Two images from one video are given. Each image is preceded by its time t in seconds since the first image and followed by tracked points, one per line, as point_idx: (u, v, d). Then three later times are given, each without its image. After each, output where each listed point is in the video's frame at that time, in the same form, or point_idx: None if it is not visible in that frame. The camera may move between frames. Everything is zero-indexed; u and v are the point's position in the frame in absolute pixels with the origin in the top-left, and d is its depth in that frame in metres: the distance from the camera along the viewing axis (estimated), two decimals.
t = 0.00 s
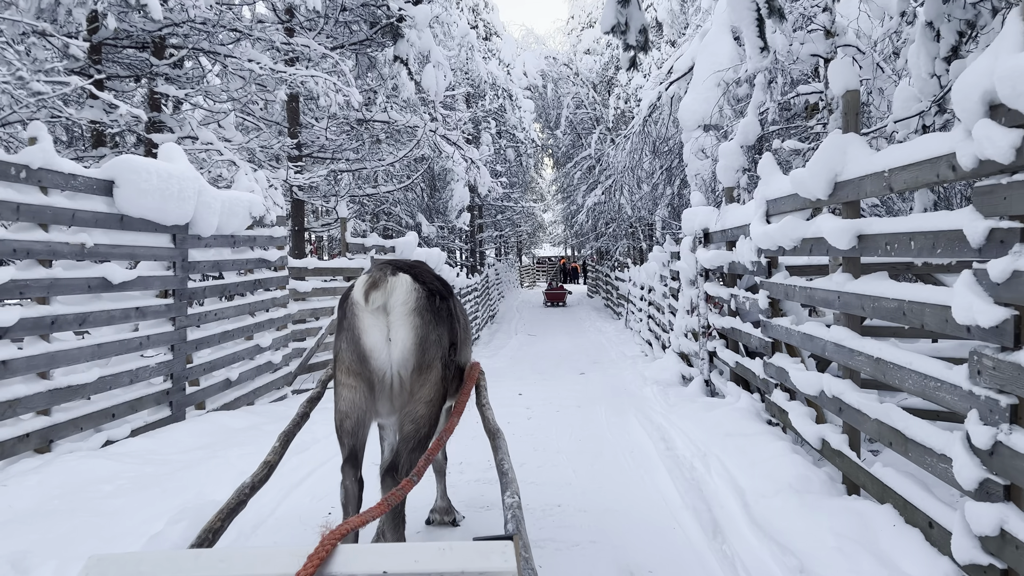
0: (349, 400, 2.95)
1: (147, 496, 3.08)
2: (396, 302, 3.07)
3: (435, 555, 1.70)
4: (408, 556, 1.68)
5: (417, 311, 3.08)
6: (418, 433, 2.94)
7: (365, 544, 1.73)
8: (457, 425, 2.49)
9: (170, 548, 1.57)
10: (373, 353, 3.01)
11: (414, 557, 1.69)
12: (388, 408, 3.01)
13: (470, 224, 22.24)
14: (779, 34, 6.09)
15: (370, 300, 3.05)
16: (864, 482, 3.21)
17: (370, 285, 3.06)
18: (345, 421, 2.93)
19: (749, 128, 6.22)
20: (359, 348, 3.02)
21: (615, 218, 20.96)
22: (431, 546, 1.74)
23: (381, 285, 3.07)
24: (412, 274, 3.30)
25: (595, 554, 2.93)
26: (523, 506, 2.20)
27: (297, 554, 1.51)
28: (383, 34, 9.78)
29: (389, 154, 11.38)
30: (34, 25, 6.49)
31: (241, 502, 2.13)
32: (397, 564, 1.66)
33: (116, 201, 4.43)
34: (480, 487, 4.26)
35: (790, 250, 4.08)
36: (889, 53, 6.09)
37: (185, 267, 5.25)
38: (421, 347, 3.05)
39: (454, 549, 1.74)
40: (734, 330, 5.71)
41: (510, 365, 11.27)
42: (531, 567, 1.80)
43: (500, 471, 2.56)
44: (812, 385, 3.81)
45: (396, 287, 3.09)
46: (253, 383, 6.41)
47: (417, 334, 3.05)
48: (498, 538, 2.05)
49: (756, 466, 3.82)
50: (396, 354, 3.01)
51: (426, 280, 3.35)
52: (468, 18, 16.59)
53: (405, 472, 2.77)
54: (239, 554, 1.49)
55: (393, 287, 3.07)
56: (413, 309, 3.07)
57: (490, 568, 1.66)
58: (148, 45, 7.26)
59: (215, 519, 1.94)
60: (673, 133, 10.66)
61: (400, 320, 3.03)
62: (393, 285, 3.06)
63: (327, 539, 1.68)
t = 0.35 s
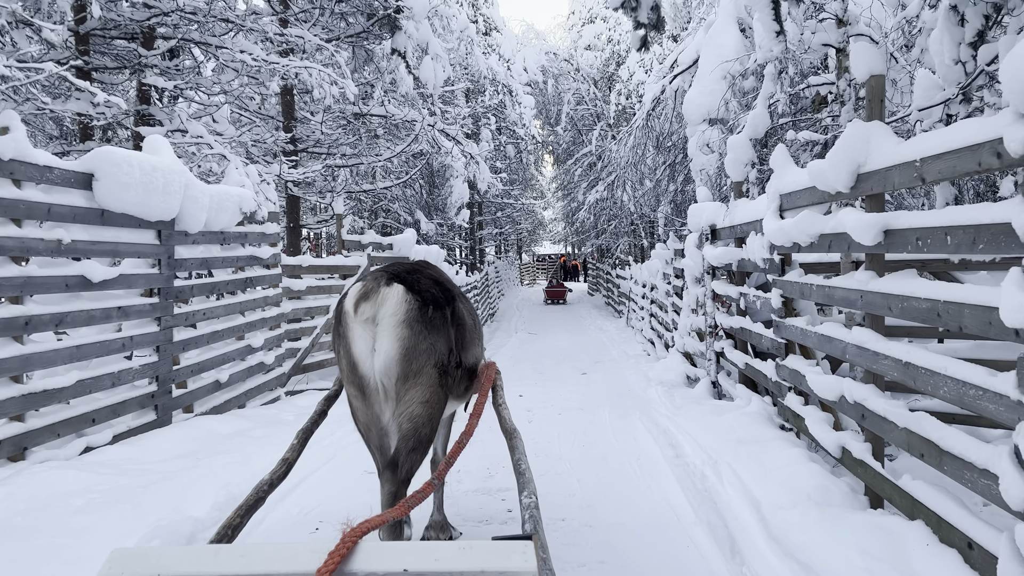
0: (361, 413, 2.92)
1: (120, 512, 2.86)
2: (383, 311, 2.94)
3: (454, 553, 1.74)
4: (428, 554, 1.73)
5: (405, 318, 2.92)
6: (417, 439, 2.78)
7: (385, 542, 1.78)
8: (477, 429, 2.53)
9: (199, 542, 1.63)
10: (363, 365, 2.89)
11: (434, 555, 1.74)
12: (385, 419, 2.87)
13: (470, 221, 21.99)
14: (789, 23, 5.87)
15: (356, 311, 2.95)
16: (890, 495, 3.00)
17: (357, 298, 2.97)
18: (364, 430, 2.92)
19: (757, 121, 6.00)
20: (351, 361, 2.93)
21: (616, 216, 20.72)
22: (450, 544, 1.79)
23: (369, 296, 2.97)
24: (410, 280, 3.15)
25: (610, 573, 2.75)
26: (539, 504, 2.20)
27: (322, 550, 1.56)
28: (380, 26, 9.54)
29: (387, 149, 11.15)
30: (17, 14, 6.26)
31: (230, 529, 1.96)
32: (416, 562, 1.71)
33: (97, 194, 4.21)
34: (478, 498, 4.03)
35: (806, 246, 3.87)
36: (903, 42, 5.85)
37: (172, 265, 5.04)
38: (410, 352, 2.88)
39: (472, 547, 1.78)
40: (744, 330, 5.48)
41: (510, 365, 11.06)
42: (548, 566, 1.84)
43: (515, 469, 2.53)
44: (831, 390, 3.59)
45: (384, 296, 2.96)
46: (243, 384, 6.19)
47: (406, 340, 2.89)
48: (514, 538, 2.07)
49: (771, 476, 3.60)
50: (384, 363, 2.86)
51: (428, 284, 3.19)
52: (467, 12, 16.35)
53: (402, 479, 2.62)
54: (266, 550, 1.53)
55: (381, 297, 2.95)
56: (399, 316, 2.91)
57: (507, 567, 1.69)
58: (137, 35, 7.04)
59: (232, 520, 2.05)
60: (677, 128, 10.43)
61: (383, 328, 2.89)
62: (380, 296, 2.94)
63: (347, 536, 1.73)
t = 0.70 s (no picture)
0: (353, 404, 2.86)
1: (88, 530, 2.64)
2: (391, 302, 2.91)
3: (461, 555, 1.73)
4: (433, 557, 1.72)
5: (412, 311, 2.89)
6: (416, 438, 2.78)
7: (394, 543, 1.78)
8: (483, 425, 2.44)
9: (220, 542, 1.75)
10: (363, 353, 2.85)
11: (442, 558, 1.72)
12: (382, 413, 2.84)
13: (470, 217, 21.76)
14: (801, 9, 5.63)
15: (365, 300, 2.91)
16: (919, 509, 2.78)
17: (367, 286, 2.93)
18: (356, 425, 2.87)
19: (768, 112, 5.77)
20: (350, 349, 2.88)
21: (618, 212, 20.50)
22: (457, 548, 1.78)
23: (379, 285, 2.93)
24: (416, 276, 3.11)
25: None
26: (545, 510, 2.12)
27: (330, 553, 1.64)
28: (376, 17, 9.30)
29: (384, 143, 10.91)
30: None
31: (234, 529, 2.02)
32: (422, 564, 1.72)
33: (73, 188, 3.98)
34: (475, 508, 3.82)
35: (825, 242, 3.64)
36: (920, 30, 5.61)
37: (156, 262, 4.81)
38: (414, 347, 2.85)
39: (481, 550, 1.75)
40: (753, 328, 5.26)
41: (510, 363, 10.83)
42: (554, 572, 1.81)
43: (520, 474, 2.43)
44: (852, 395, 3.37)
45: (393, 288, 2.93)
46: (233, 385, 5.97)
47: (409, 334, 2.86)
48: (521, 543, 2.02)
49: (789, 487, 3.38)
50: (386, 354, 2.82)
51: (432, 281, 3.16)
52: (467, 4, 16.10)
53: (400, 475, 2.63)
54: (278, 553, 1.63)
55: (390, 289, 2.92)
56: (405, 310, 2.88)
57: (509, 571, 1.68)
58: (123, 23, 6.79)
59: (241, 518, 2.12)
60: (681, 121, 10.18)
61: (390, 320, 2.86)
62: (390, 287, 2.91)
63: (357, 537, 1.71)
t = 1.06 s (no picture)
0: (349, 396, 2.96)
1: (44, 548, 2.40)
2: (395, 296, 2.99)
3: (452, 551, 1.56)
4: (422, 554, 1.53)
5: (417, 305, 3.02)
6: (424, 427, 3.02)
7: (376, 541, 1.61)
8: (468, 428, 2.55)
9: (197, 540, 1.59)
10: (372, 348, 2.97)
11: (428, 555, 1.53)
12: (389, 402, 3.04)
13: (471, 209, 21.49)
14: None
15: (369, 295, 2.96)
16: (958, 523, 2.54)
17: (369, 280, 2.96)
18: (349, 415, 2.96)
19: (780, 96, 5.51)
20: (356, 343, 2.98)
21: (622, 203, 20.22)
22: (444, 546, 1.58)
23: (381, 279, 2.96)
24: (408, 260, 3.20)
25: None
26: (530, 509, 2.08)
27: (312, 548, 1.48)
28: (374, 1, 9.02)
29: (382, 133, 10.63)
30: None
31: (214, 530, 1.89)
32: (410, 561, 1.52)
33: (43, 175, 3.71)
34: (473, 518, 3.57)
35: (848, 231, 3.38)
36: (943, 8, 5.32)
37: (138, 254, 4.55)
38: (421, 340, 3.03)
39: (472, 546, 1.59)
40: (766, 323, 5.01)
41: (513, 358, 10.58)
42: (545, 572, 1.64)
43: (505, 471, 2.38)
44: (880, 396, 3.11)
45: (395, 280, 2.99)
46: (222, 383, 5.73)
47: (417, 328, 3.02)
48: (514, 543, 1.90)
49: (811, 497, 3.14)
50: (397, 349, 2.99)
51: (423, 268, 3.25)
52: None
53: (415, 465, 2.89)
54: (258, 548, 1.48)
55: (394, 282, 2.98)
56: (412, 305, 3.01)
57: (503, 568, 1.47)
58: (109, 5, 6.51)
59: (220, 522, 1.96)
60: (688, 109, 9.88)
61: (399, 317, 2.97)
62: (394, 280, 2.96)
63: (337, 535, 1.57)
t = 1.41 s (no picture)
0: (352, 391, 2.85)
1: None
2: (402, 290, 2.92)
3: (444, 550, 1.42)
4: (414, 553, 1.41)
5: (424, 300, 2.95)
6: (425, 425, 2.87)
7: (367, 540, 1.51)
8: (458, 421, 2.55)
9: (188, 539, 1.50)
10: (376, 341, 2.89)
11: (420, 555, 1.40)
12: (392, 399, 2.92)
13: (474, 203, 21.25)
14: None
15: (376, 289, 2.90)
16: (1001, 543, 2.30)
17: (376, 272, 2.90)
18: (349, 412, 2.83)
19: (794, 82, 5.28)
20: (361, 336, 2.90)
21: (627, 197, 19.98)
22: (435, 545, 1.46)
23: (387, 272, 2.91)
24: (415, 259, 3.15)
25: None
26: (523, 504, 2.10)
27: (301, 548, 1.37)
28: None
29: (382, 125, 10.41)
30: None
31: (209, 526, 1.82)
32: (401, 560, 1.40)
33: (15, 165, 3.49)
34: (471, 531, 3.34)
35: (874, 222, 3.14)
36: None
37: (121, 249, 4.33)
38: (428, 336, 2.94)
39: (463, 545, 1.44)
40: (780, 320, 4.79)
41: (516, 355, 10.37)
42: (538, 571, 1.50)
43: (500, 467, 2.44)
44: (909, 401, 2.87)
45: (403, 274, 2.93)
46: (212, 383, 5.51)
47: (423, 321, 2.94)
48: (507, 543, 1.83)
49: (835, 511, 2.90)
50: (402, 344, 2.90)
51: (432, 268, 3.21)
52: None
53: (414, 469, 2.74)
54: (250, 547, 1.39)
55: (401, 276, 2.92)
56: (419, 298, 2.93)
57: (495, 569, 1.36)
58: None
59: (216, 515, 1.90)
60: (696, 99, 9.63)
61: (404, 309, 2.90)
62: (401, 273, 2.91)
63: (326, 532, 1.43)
